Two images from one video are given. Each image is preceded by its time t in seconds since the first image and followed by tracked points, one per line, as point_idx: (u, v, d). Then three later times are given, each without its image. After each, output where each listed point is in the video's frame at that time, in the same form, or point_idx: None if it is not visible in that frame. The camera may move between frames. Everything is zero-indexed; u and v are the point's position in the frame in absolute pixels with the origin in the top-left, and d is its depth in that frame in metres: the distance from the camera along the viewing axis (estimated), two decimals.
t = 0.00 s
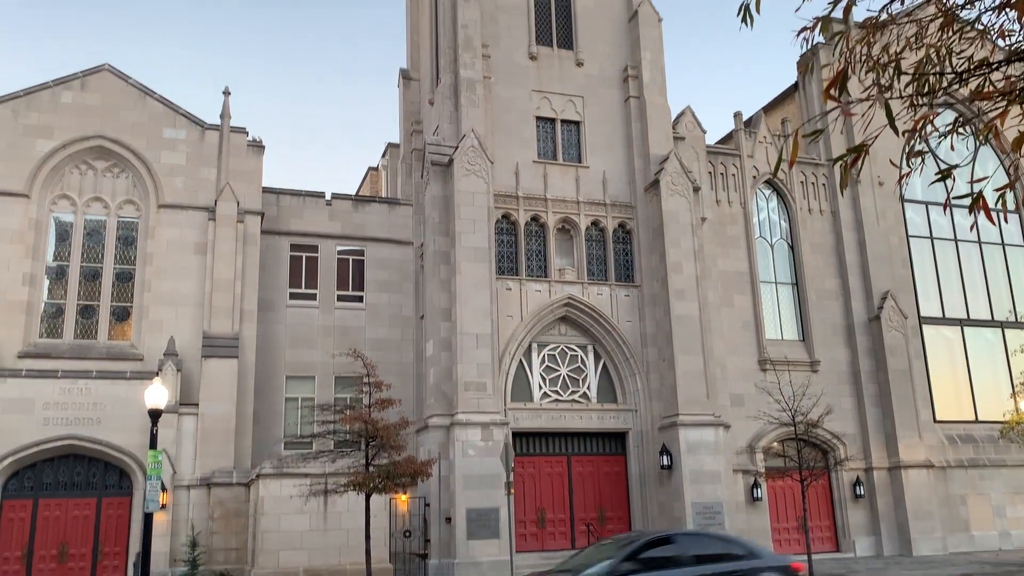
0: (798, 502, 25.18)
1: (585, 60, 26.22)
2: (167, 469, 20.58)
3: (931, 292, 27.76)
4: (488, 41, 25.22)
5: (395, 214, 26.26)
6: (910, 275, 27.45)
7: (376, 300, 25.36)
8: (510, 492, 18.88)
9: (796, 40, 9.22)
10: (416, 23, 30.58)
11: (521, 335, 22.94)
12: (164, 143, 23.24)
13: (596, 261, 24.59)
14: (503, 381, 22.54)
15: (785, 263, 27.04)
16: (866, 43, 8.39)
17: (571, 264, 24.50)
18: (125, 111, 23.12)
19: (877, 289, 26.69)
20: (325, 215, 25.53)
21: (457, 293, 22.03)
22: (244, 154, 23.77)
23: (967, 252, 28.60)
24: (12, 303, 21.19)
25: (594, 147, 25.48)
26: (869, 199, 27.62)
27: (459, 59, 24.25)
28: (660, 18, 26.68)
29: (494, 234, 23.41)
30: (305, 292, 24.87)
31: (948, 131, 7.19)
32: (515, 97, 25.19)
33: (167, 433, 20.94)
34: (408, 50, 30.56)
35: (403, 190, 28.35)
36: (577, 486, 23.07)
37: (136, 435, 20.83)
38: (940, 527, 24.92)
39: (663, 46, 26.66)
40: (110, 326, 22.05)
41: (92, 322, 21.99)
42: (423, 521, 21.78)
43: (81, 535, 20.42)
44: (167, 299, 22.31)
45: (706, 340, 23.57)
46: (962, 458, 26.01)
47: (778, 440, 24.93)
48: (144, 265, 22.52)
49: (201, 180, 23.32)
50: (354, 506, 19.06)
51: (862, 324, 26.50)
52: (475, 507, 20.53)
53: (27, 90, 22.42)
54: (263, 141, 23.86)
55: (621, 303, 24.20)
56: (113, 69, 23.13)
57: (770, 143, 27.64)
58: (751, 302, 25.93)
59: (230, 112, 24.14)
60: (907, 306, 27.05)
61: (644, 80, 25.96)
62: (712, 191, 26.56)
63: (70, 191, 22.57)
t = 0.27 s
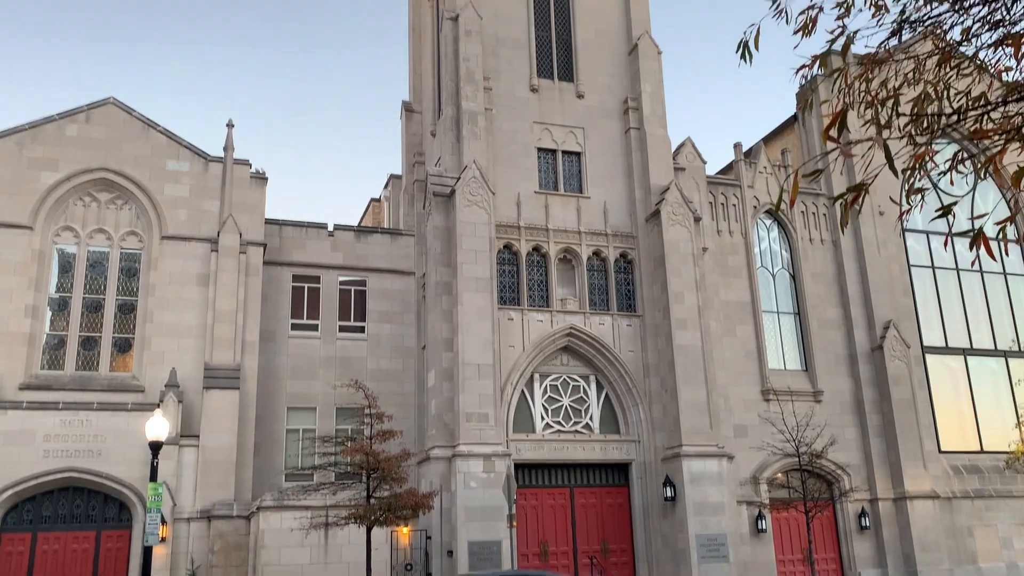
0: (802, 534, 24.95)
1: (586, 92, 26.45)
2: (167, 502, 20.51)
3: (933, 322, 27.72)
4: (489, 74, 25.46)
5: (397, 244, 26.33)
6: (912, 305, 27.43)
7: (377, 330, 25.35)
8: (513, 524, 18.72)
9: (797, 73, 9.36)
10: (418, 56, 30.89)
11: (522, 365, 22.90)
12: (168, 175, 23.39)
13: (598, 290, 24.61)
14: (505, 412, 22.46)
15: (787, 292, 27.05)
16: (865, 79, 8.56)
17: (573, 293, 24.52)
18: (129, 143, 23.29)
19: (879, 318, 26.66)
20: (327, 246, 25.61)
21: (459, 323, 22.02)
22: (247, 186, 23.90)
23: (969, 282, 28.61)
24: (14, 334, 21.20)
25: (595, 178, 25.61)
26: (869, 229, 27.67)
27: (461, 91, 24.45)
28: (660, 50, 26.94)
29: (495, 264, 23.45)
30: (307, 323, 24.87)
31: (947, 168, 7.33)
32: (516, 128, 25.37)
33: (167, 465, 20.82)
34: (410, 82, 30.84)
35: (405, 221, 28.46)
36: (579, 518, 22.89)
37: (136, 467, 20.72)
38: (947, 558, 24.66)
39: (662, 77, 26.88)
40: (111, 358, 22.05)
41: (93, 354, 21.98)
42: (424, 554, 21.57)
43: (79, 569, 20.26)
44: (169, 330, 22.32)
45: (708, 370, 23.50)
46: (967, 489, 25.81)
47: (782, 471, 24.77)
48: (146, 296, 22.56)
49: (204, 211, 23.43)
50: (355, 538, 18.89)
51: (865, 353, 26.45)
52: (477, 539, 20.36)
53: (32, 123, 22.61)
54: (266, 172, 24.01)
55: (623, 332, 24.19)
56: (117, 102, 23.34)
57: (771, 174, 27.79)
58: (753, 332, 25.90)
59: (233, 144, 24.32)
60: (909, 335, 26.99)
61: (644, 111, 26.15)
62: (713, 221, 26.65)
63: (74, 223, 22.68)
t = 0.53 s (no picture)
0: (809, 571, 24.65)
1: (588, 128, 26.65)
2: (167, 539, 20.13)
3: (937, 356, 27.65)
4: (491, 110, 25.69)
5: (400, 279, 26.37)
6: (915, 339, 27.37)
7: (379, 365, 25.30)
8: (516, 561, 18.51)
9: (797, 114, 9.47)
10: (421, 93, 31.20)
11: (525, 400, 22.80)
12: (172, 211, 23.51)
13: (601, 325, 24.58)
14: (507, 447, 22.31)
15: (790, 326, 27.00)
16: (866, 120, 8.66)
17: (576, 328, 24.48)
18: (134, 180, 23.45)
19: (883, 352, 26.59)
20: (329, 281, 25.66)
21: (461, 358, 21.98)
22: (250, 222, 24.02)
23: (973, 316, 28.56)
24: (16, 370, 21.21)
25: (597, 213, 25.72)
26: (872, 263, 27.70)
27: (463, 128, 24.67)
28: (660, 87, 27.19)
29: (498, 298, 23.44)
30: (309, 358, 24.83)
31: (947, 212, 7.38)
32: (518, 164, 25.54)
33: (167, 502, 20.65)
34: (413, 119, 31.10)
35: (408, 256, 28.52)
36: (583, 555, 22.65)
37: (136, 504, 20.56)
38: None
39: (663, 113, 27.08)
40: (113, 393, 21.99)
41: (95, 390, 21.93)
42: None
43: None
44: (171, 365, 22.29)
45: (712, 405, 23.39)
46: (975, 524, 25.54)
47: (787, 507, 24.57)
48: (149, 331, 22.56)
49: (207, 246, 23.51)
50: None
51: (869, 387, 26.33)
52: None
53: (38, 161, 22.81)
54: (269, 208, 24.13)
55: (626, 367, 24.12)
56: (123, 139, 23.55)
57: (772, 208, 27.88)
58: (756, 366, 25.81)
59: (237, 180, 24.47)
60: (913, 369, 26.89)
61: (645, 146, 26.32)
62: (715, 255, 26.69)
63: (78, 259, 22.76)
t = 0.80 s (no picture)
0: None
1: (589, 167, 26.86)
2: None
3: (942, 394, 27.52)
4: (493, 150, 25.91)
5: (402, 318, 26.36)
6: (919, 377, 27.27)
7: (381, 405, 25.20)
8: None
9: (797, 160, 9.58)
10: (424, 133, 31.49)
11: (528, 440, 22.67)
12: (175, 251, 23.60)
13: (603, 363, 24.53)
14: (510, 488, 22.13)
15: (793, 364, 26.92)
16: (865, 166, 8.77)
17: (578, 366, 24.42)
18: (138, 221, 23.58)
19: (887, 390, 26.48)
20: (332, 320, 25.67)
21: (463, 397, 21.88)
22: (254, 262, 24.11)
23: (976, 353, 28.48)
24: (18, 412, 21.17)
25: (599, 252, 25.79)
26: (874, 300, 27.72)
27: (465, 168, 24.84)
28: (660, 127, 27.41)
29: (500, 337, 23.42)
30: (311, 398, 24.75)
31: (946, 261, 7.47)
32: (520, 203, 25.68)
33: (167, 545, 20.44)
34: (416, 159, 31.34)
35: (410, 295, 28.56)
36: None
37: (135, 547, 20.35)
38: None
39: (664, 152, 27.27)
40: (114, 435, 21.89)
41: (96, 431, 21.83)
42: None
43: None
44: (173, 406, 22.22)
45: (716, 444, 23.23)
46: (985, 565, 25.21)
47: (794, 548, 24.29)
48: (151, 372, 22.52)
49: (210, 286, 23.56)
50: None
51: (874, 426, 26.17)
52: None
53: (43, 202, 22.97)
54: (272, 248, 24.23)
55: (629, 406, 24.01)
56: (128, 181, 23.72)
57: (773, 246, 27.95)
58: (760, 405, 25.68)
59: (240, 221, 24.59)
60: (918, 407, 26.75)
61: (646, 186, 26.47)
62: (717, 293, 26.70)
63: (81, 299, 22.80)
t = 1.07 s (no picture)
0: None
1: (589, 211, 27.02)
2: None
3: (946, 436, 27.34)
4: (494, 195, 26.09)
5: (402, 362, 26.30)
6: (923, 419, 27.12)
7: (381, 450, 25.03)
8: None
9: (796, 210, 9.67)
10: (425, 178, 31.74)
11: (530, 485, 22.47)
12: (176, 297, 23.63)
13: (605, 407, 24.41)
14: (513, 534, 21.86)
15: (796, 406, 26.78)
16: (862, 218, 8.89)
17: (580, 411, 24.29)
18: (140, 267, 23.66)
19: (891, 432, 26.31)
20: (332, 365, 25.61)
21: (464, 442, 21.74)
22: (255, 307, 24.16)
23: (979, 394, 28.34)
24: (16, 460, 21.03)
25: (599, 296, 25.82)
26: (875, 342, 27.69)
27: (466, 212, 24.98)
28: (659, 171, 27.62)
29: (501, 381, 23.33)
30: (310, 444, 24.59)
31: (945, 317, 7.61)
32: (521, 247, 25.78)
33: None
34: (417, 203, 31.55)
35: (411, 339, 28.53)
36: None
37: None
38: None
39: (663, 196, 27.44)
40: (112, 482, 21.70)
41: (94, 478, 21.63)
42: None
43: None
44: (172, 452, 22.06)
45: (720, 488, 23.01)
46: None
47: None
48: (151, 418, 22.40)
49: (211, 332, 23.55)
50: None
51: (879, 469, 25.95)
52: None
53: (46, 249, 23.07)
54: (273, 293, 24.27)
55: (631, 450, 23.83)
56: (130, 227, 23.85)
57: (773, 288, 27.99)
58: (764, 448, 25.48)
59: (242, 266, 24.67)
60: (923, 450, 26.56)
61: (646, 229, 26.59)
62: (718, 335, 26.68)
63: (81, 345, 22.78)
